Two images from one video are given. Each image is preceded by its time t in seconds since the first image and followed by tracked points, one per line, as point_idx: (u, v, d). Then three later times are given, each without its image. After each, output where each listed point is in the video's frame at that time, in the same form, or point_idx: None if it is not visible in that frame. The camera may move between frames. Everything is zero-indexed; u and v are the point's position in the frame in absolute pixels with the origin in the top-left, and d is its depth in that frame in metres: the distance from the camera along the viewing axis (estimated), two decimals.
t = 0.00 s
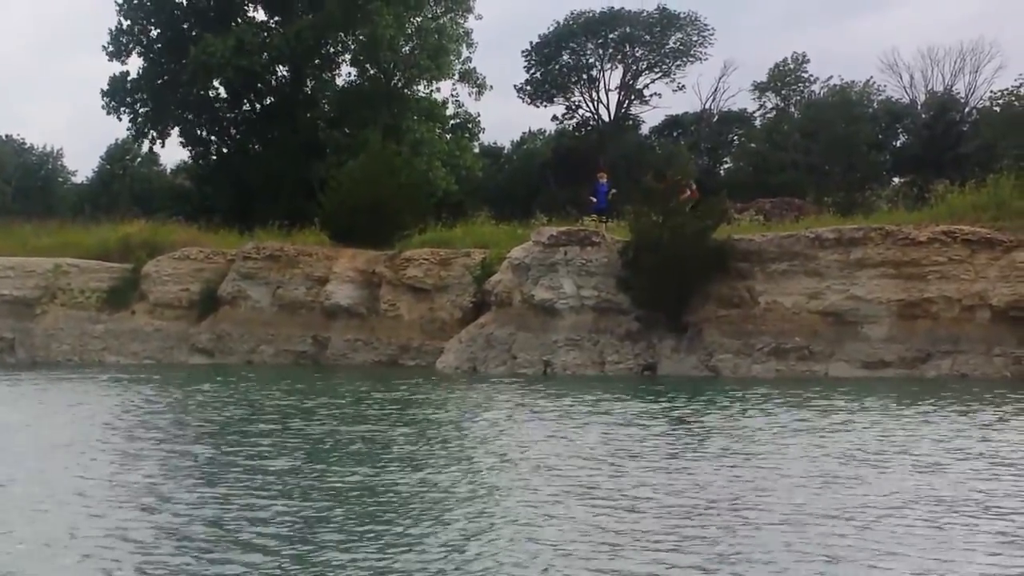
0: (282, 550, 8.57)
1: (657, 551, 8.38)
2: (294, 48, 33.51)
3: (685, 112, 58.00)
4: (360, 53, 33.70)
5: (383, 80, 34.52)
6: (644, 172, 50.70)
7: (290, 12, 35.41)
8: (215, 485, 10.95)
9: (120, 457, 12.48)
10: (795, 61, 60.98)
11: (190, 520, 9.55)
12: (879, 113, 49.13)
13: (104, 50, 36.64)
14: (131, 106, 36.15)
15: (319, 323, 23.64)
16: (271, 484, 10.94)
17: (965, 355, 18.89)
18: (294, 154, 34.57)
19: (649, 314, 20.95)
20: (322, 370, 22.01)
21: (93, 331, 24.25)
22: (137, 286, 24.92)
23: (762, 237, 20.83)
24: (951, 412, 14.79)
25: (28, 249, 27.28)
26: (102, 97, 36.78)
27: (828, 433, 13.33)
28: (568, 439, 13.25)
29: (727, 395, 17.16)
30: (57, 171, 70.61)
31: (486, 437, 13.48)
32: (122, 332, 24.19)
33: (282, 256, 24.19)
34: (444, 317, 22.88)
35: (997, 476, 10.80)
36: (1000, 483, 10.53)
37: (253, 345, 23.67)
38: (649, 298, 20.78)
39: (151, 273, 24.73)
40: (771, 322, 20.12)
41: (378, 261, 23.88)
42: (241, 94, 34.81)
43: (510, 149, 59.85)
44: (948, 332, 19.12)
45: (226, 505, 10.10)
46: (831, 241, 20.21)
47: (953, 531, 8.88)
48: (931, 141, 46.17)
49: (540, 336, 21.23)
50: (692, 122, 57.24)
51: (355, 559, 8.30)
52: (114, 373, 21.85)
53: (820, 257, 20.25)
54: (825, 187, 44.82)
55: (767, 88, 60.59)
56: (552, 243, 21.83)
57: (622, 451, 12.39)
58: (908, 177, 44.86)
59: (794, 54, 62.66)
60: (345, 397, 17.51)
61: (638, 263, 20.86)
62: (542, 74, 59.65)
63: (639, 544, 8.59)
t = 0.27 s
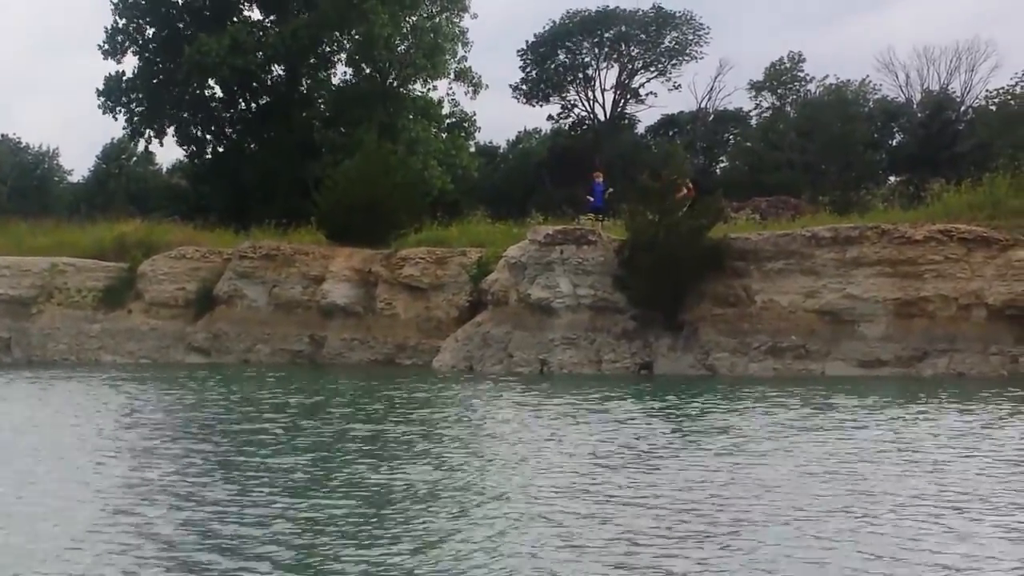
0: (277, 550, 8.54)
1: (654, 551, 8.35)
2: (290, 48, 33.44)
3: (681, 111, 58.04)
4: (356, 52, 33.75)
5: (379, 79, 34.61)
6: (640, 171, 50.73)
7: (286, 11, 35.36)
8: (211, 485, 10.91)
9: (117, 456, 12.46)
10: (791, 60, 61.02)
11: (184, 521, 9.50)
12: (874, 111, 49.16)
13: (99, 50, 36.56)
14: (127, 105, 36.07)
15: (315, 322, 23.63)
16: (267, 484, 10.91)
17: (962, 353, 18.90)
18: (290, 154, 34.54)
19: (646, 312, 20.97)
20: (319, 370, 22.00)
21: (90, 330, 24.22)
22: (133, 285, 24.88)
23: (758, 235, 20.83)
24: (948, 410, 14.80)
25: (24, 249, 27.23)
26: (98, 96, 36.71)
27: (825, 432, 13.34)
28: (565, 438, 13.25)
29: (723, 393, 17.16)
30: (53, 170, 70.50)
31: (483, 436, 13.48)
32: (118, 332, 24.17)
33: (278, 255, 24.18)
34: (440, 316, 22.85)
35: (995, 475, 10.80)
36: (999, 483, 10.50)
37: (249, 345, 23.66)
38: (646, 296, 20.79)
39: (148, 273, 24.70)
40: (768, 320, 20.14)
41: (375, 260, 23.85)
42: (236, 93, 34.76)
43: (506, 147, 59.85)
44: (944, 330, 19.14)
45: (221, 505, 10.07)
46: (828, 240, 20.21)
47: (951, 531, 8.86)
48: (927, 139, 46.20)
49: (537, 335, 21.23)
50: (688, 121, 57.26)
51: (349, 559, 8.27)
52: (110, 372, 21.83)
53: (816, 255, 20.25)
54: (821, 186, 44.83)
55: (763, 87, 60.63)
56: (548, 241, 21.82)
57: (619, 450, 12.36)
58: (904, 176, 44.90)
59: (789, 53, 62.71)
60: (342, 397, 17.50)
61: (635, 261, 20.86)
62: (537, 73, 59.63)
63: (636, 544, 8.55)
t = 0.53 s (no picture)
0: (268, 547, 8.47)
1: (646, 548, 8.30)
2: (281, 44, 33.30)
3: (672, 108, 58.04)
4: (347, 49, 33.70)
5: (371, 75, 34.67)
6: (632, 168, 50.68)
7: (278, 7, 35.24)
8: (201, 483, 10.83)
9: (106, 454, 12.37)
10: (784, 56, 61.02)
11: (173, 519, 9.42)
12: (867, 108, 49.18)
13: (91, 46, 36.44)
14: (119, 102, 35.94)
15: (307, 320, 23.55)
16: (258, 482, 10.84)
17: (954, 350, 18.90)
18: (281, 150, 34.44)
19: (638, 308, 20.99)
20: (311, 367, 21.93)
21: (81, 328, 24.14)
22: (124, 283, 24.77)
23: (750, 232, 20.82)
24: (942, 407, 14.80)
25: (15, 246, 27.14)
26: (89, 93, 36.57)
27: (819, 428, 13.34)
28: (558, 434, 13.24)
29: (716, 390, 17.16)
30: (44, 167, 70.21)
31: (476, 433, 13.45)
32: (110, 329, 24.08)
33: (270, 252, 24.12)
34: (432, 313, 22.77)
35: (988, 472, 10.79)
36: (992, 480, 10.48)
37: (241, 342, 23.57)
38: (638, 293, 20.78)
39: (139, 269, 24.61)
40: (761, 317, 20.13)
41: (367, 257, 23.78)
42: (228, 90, 34.64)
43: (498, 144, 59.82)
44: (937, 326, 19.14)
45: (211, 502, 10.00)
46: (820, 237, 20.20)
47: (945, 528, 8.83)
48: (919, 136, 46.20)
49: (529, 331, 21.19)
50: (680, 118, 57.24)
51: (341, 557, 8.20)
52: (101, 369, 21.73)
53: (808, 252, 20.24)
54: (814, 182, 44.83)
55: (755, 83, 60.64)
56: (540, 238, 21.79)
57: (611, 447, 12.32)
58: (896, 172, 44.94)
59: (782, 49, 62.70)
60: (335, 394, 17.46)
61: (627, 258, 20.85)
62: (529, 70, 59.58)
63: (629, 541, 8.50)
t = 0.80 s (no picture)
0: (253, 543, 8.37)
1: (635, 544, 8.24)
2: (266, 37, 33.11)
3: (660, 102, 58.01)
4: (334, 41, 33.61)
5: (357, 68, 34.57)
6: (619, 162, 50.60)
7: None
8: (186, 478, 10.73)
9: (90, 449, 12.26)
10: (771, 50, 61.04)
11: (157, 515, 9.31)
12: (854, 102, 49.23)
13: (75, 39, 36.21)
14: (104, 95, 35.73)
15: (293, 314, 23.43)
16: (244, 477, 10.74)
17: (942, 344, 18.93)
18: (266, 144, 34.27)
19: (625, 303, 20.97)
20: (297, 361, 21.84)
21: (66, 322, 23.98)
22: (109, 277, 24.63)
23: (738, 226, 20.81)
24: (932, 400, 14.78)
25: None
26: (74, 86, 36.35)
27: (807, 422, 13.34)
28: (546, 428, 13.19)
29: (705, 385, 17.14)
30: (30, 158, 69.76)
31: (463, 427, 13.40)
32: (95, 323, 23.93)
33: (255, 246, 24.02)
34: (419, 307, 22.68)
35: (978, 465, 10.80)
36: (983, 474, 10.45)
37: (226, 336, 23.44)
38: (625, 287, 20.76)
39: (124, 263, 24.47)
40: (748, 311, 20.13)
41: (353, 251, 23.68)
42: (213, 83, 34.46)
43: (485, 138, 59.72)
44: (924, 321, 19.16)
45: (196, 498, 9.90)
46: (807, 231, 20.20)
47: (937, 523, 8.79)
48: (907, 130, 46.28)
49: (516, 326, 21.14)
50: (667, 112, 57.23)
51: (327, 553, 8.11)
52: (86, 364, 21.59)
53: (795, 246, 20.24)
54: (802, 177, 44.84)
55: (743, 77, 60.67)
56: (527, 233, 21.73)
57: (599, 442, 12.26)
58: (883, 167, 44.99)
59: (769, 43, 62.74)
60: (322, 388, 17.40)
61: (614, 252, 20.81)
62: (517, 64, 59.47)
63: (618, 536, 8.44)
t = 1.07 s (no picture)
0: (254, 537, 8.43)
1: (633, 537, 8.30)
2: (266, 32, 33.10)
3: (659, 97, 57.98)
4: (334, 37, 33.64)
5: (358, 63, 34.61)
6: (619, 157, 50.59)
7: None
8: (187, 472, 10.78)
9: (92, 443, 12.30)
10: (770, 46, 61.03)
11: (158, 508, 9.37)
12: (853, 98, 49.23)
13: (75, 34, 36.21)
14: (105, 89, 35.75)
15: (294, 308, 23.49)
16: (245, 471, 10.80)
17: (940, 340, 18.98)
18: (267, 139, 34.29)
19: (625, 297, 21.02)
20: (298, 355, 21.90)
21: (68, 315, 24.04)
22: (111, 270, 24.68)
23: (738, 221, 20.83)
24: (929, 397, 14.82)
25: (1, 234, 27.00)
26: (75, 80, 36.37)
27: (805, 418, 13.38)
28: (545, 424, 13.23)
29: (704, 380, 17.17)
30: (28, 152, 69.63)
31: (464, 422, 13.45)
32: (97, 317, 23.99)
33: (257, 241, 24.07)
34: (420, 302, 22.70)
35: (975, 462, 10.84)
36: (979, 470, 10.50)
37: (228, 331, 23.49)
38: (625, 281, 20.80)
39: (126, 257, 24.52)
40: (748, 306, 20.18)
41: (354, 246, 23.71)
42: (213, 79, 34.45)
43: (485, 133, 59.74)
44: (923, 316, 19.21)
45: (197, 492, 9.95)
46: (806, 227, 20.22)
47: (934, 518, 8.85)
48: (905, 126, 45.95)
49: (516, 320, 21.19)
50: (666, 108, 57.21)
51: (328, 545, 8.17)
52: (88, 357, 21.65)
53: (794, 241, 20.27)
54: (800, 172, 44.84)
55: (742, 74, 60.65)
56: (527, 227, 21.76)
57: (598, 437, 12.32)
58: (881, 163, 45.00)
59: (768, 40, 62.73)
60: (322, 383, 17.43)
61: (615, 246, 20.85)
62: (516, 59, 59.43)
63: (617, 531, 8.49)
